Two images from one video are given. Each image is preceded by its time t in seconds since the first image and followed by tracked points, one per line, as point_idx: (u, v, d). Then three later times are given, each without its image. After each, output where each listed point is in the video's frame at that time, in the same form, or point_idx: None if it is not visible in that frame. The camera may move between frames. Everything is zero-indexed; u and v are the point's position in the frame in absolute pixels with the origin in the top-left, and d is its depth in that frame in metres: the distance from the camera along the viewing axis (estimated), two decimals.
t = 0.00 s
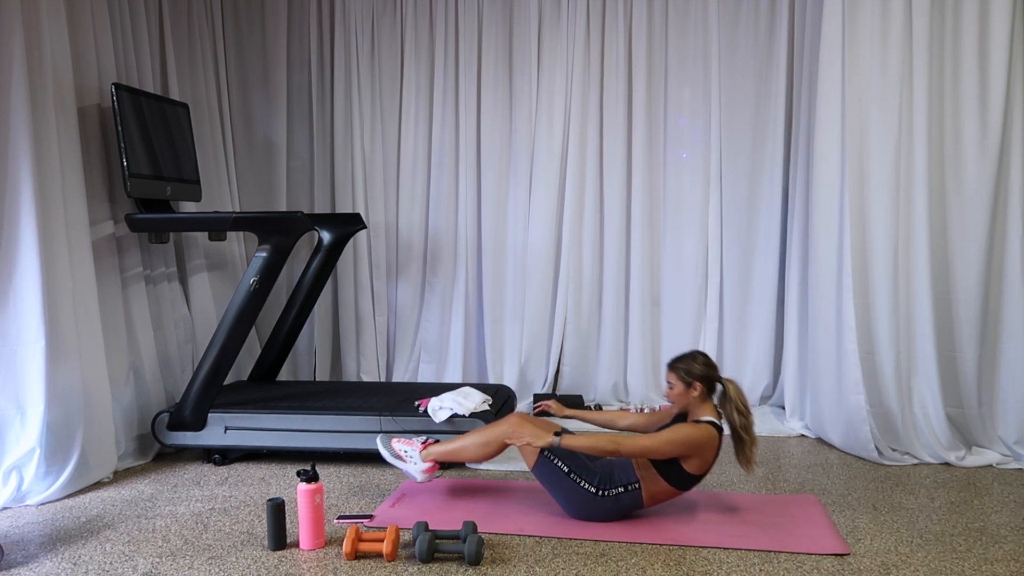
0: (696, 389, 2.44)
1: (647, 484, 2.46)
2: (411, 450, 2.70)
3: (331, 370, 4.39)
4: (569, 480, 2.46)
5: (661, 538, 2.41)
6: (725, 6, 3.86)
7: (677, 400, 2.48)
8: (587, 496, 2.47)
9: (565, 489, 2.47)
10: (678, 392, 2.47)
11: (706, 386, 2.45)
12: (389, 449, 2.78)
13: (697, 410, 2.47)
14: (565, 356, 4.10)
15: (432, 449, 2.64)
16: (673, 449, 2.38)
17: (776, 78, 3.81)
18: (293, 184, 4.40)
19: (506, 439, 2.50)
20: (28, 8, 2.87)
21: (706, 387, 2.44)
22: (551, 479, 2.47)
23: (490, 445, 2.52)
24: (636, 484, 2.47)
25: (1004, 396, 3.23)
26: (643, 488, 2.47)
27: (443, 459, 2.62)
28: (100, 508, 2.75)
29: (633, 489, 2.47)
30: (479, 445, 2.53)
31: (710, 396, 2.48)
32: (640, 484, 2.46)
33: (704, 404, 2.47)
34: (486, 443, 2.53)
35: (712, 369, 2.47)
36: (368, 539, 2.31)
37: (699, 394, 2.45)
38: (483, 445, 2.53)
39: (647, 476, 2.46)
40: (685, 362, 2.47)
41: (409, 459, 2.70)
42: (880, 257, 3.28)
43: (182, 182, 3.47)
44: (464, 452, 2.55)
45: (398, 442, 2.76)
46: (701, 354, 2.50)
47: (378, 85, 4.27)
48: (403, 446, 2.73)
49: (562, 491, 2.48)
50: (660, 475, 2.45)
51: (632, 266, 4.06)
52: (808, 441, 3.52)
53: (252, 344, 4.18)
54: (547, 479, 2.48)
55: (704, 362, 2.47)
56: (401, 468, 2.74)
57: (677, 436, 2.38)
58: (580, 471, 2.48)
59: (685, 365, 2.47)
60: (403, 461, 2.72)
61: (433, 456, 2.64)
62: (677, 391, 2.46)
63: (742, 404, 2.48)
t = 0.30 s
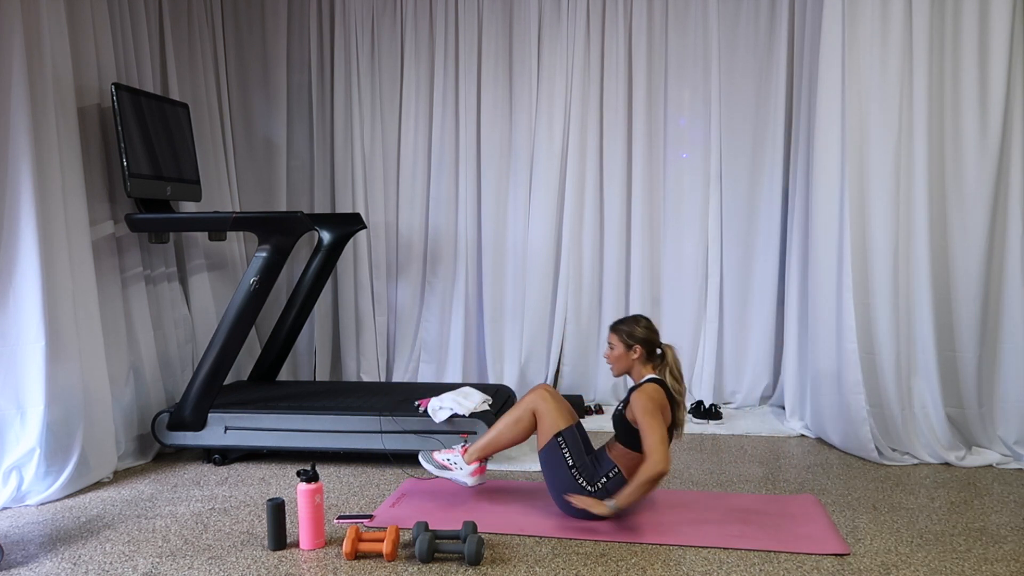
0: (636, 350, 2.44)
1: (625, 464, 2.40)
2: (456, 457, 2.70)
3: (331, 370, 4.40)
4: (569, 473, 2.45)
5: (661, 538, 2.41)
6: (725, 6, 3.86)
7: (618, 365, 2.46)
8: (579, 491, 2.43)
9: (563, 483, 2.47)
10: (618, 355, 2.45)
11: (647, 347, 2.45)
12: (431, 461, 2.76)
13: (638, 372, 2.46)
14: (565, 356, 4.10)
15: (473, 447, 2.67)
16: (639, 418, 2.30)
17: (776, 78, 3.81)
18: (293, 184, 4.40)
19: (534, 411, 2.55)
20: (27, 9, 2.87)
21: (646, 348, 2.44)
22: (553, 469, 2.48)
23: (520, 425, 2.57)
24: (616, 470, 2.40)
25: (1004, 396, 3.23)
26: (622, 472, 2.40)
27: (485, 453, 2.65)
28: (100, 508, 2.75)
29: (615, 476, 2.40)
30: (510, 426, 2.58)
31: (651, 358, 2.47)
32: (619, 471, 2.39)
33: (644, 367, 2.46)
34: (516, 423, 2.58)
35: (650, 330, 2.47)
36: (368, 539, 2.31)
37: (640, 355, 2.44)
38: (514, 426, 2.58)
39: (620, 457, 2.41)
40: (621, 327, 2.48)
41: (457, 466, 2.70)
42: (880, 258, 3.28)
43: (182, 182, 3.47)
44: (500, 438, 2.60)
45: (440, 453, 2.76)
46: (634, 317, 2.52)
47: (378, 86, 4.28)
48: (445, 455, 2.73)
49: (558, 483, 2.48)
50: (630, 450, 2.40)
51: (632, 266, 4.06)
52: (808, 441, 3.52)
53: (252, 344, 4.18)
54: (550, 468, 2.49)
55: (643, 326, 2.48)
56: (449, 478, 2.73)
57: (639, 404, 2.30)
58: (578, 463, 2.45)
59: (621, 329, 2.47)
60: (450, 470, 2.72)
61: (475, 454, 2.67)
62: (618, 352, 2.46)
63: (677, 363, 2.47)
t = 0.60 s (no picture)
0: (645, 347, 2.45)
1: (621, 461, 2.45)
2: (468, 476, 2.65)
3: (331, 370, 4.40)
4: (568, 476, 2.47)
5: (661, 538, 2.41)
6: (725, 6, 3.86)
7: (625, 360, 2.45)
8: (577, 491, 2.47)
9: (560, 483, 2.48)
10: (626, 348, 2.44)
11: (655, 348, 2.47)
12: (442, 483, 2.68)
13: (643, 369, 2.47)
14: (565, 356, 4.10)
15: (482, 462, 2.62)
16: (652, 413, 2.32)
17: (776, 78, 3.81)
18: (292, 184, 4.40)
19: (530, 416, 2.52)
20: (28, 9, 2.87)
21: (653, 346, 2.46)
22: (551, 469, 2.48)
23: (520, 432, 2.54)
24: (614, 467, 2.46)
25: (1003, 396, 3.24)
26: (621, 470, 2.46)
27: (495, 465, 2.61)
28: (100, 508, 2.75)
29: (614, 473, 2.46)
30: (511, 433, 2.55)
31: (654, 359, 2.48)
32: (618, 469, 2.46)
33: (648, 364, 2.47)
34: (515, 429, 2.54)
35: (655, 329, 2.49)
36: (368, 539, 2.31)
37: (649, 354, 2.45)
38: (514, 433, 2.55)
39: (616, 454, 2.47)
40: (630, 322, 2.47)
41: (470, 485, 2.64)
42: (880, 257, 3.28)
43: (182, 181, 3.47)
44: (504, 447, 2.57)
45: (451, 474, 2.70)
46: (639, 313, 2.51)
47: (378, 86, 4.28)
48: (456, 475, 2.67)
49: (555, 482, 2.49)
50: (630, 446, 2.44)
51: (632, 266, 4.06)
52: (808, 441, 3.52)
53: (252, 344, 4.18)
54: (548, 472, 2.49)
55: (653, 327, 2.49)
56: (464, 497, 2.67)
57: (652, 399, 2.32)
58: (575, 463, 2.47)
59: (630, 324, 2.46)
60: (464, 490, 2.66)
61: (485, 467, 2.61)
62: (631, 346, 2.43)
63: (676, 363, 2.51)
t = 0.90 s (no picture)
0: (673, 351, 2.46)
1: (630, 463, 2.47)
2: (486, 483, 2.56)
3: (331, 370, 4.40)
4: (578, 476, 2.46)
5: (661, 538, 2.41)
6: (725, 6, 3.86)
7: (653, 361, 2.44)
8: (585, 492, 2.47)
9: (568, 482, 2.48)
10: (654, 351, 2.44)
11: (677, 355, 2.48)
12: (459, 494, 2.59)
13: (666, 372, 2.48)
14: (565, 356, 4.10)
15: (497, 468, 2.55)
16: (676, 416, 2.34)
17: (776, 78, 3.81)
18: (293, 184, 4.40)
19: (545, 413, 2.48)
20: (28, 9, 2.87)
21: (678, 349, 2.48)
22: (560, 468, 2.48)
23: (534, 433, 2.49)
24: (623, 470, 2.47)
25: (1003, 395, 3.24)
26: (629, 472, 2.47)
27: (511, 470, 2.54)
28: (100, 508, 2.75)
29: (624, 477, 2.46)
30: (524, 435, 2.50)
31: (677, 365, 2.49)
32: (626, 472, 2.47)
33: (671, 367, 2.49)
34: (530, 430, 2.49)
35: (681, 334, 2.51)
36: (368, 539, 2.30)
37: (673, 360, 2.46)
38: (528, 434, 2.49)
39: (628, 457, 2.48)
40: (661, 324, 2.47)
41: (488, 494, 2.56)
42: (879, 257, 3.28)
43: (182, 181, 3.47)
44: (522, 449, 2.50)
45: (467, 484, 2.61)
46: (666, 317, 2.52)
47: (378, 86, 4.28)
48: (473, 484, 2.58)
49: (563, 482, 2.49)
50: (641, 449, 2.46)
51: (632, 266, 4.06)
52: (808, 441, 3.52)
53: (252, 344, 4.18)
54: (558, 471, 2.49)
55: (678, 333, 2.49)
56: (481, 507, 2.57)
57: (678, 401, 2.33)
58: (586, 465, 2.47)
59: (663, 327, 2.46)
60: (481, 499, 2.56)
61: (502, 473, 2.54)
62: (660, 351, 2.43)
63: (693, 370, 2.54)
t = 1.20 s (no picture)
0: (683, 348, 2.45)
1: (628, 459, 2.47)
2: (492, 493, 2.53)
3: (331, 370, 4.40)
4: (575, 474, 2.47)
5: (661, 538, 2.41)
6: (725, 6, 3.86)
7: (662, 357, 2.43)
8: (583, 491, 2.47)
9: (566, 482, 2.48)
10: (663, 348, 2.43)
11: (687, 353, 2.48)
12: (464, 505, 2.56)
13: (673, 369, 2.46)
14: (565, 356, 4.10)
15: (501, 476, 2.52)
16: (680, 414, 2.32)
17: (776, 78, 3.81)
18: (293, 184, 4.40)
19: (541, 416, 2.47)
20: (27, 8, 2.86)
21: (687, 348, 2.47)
22: (557, 467, 2.48)
23: (532, 437, 2.47)
24: (620, 467, 2.47)
25: (1003, 395, 3.24)
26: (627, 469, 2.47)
27: (515, 476, 2.52)
28: (100, 508, 2.75)
29: (621, 473, 2.47)
30: (523, 440, 2.48)
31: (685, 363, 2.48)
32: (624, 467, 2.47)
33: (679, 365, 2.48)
34: (528, 435, 2.47)
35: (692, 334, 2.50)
36: (368, 539, 2.30)
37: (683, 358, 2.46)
38: (526, 439, 2.47)
39: (626, 452, 2.48)
40: (673, 321, 2.46)
41: (494, 503, 2.53)
42: (879, 257, 3.28)
43: (182, 181, 3.47)
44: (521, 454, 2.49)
45: (472, 494, 2.57)
46: (678, 316, 2.51)
47: (378, 85, 4.27)
48: (478, 495, 2.55)
49: (560, 481, 2.49)
50: (640, 443, 2.46)
51: (632, 267, 4.05)
52: (808, 441, 3.52)
53: (252, 344, 4.17)
54: (555, 471, 2.49)
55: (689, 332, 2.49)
56: (486, 517, 2.55)
57: (683, 398, 2.32)
58: (584, 463, 2.48)
59: (675, 324, 2.45)
60: (488, 509, 2.54)
61: (506, 479, 2.51)
62: (671, 348, 2.42)
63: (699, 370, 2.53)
